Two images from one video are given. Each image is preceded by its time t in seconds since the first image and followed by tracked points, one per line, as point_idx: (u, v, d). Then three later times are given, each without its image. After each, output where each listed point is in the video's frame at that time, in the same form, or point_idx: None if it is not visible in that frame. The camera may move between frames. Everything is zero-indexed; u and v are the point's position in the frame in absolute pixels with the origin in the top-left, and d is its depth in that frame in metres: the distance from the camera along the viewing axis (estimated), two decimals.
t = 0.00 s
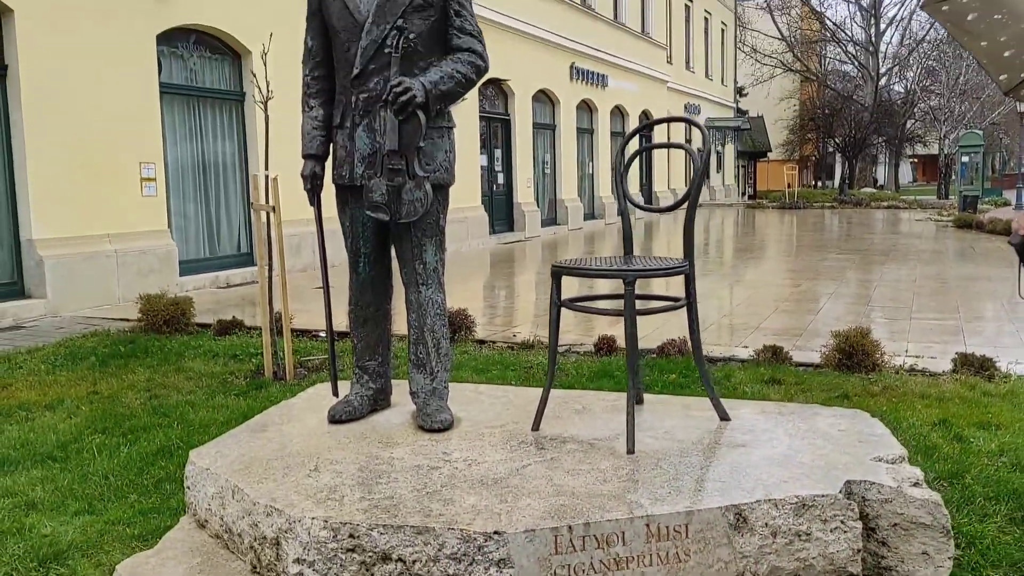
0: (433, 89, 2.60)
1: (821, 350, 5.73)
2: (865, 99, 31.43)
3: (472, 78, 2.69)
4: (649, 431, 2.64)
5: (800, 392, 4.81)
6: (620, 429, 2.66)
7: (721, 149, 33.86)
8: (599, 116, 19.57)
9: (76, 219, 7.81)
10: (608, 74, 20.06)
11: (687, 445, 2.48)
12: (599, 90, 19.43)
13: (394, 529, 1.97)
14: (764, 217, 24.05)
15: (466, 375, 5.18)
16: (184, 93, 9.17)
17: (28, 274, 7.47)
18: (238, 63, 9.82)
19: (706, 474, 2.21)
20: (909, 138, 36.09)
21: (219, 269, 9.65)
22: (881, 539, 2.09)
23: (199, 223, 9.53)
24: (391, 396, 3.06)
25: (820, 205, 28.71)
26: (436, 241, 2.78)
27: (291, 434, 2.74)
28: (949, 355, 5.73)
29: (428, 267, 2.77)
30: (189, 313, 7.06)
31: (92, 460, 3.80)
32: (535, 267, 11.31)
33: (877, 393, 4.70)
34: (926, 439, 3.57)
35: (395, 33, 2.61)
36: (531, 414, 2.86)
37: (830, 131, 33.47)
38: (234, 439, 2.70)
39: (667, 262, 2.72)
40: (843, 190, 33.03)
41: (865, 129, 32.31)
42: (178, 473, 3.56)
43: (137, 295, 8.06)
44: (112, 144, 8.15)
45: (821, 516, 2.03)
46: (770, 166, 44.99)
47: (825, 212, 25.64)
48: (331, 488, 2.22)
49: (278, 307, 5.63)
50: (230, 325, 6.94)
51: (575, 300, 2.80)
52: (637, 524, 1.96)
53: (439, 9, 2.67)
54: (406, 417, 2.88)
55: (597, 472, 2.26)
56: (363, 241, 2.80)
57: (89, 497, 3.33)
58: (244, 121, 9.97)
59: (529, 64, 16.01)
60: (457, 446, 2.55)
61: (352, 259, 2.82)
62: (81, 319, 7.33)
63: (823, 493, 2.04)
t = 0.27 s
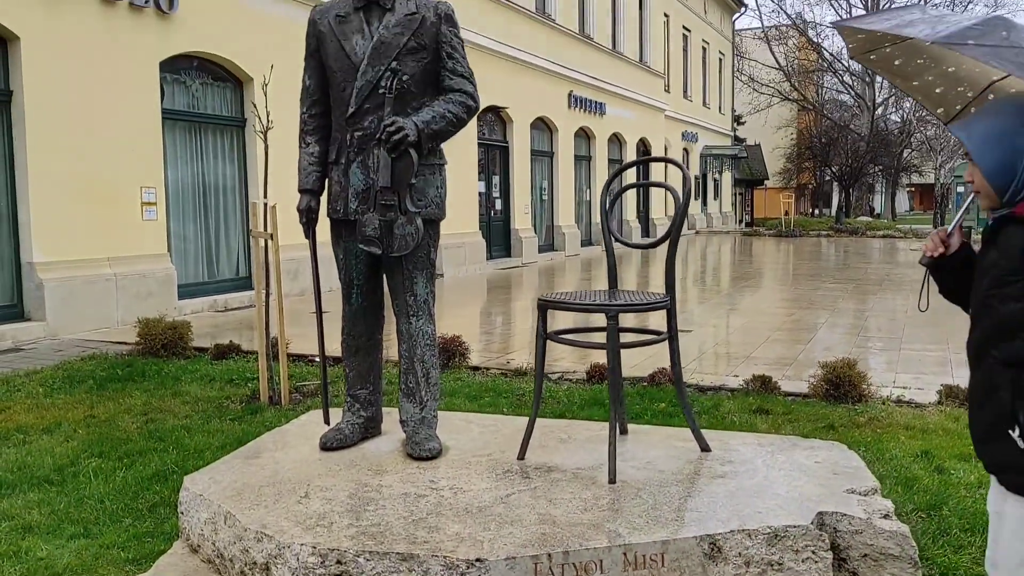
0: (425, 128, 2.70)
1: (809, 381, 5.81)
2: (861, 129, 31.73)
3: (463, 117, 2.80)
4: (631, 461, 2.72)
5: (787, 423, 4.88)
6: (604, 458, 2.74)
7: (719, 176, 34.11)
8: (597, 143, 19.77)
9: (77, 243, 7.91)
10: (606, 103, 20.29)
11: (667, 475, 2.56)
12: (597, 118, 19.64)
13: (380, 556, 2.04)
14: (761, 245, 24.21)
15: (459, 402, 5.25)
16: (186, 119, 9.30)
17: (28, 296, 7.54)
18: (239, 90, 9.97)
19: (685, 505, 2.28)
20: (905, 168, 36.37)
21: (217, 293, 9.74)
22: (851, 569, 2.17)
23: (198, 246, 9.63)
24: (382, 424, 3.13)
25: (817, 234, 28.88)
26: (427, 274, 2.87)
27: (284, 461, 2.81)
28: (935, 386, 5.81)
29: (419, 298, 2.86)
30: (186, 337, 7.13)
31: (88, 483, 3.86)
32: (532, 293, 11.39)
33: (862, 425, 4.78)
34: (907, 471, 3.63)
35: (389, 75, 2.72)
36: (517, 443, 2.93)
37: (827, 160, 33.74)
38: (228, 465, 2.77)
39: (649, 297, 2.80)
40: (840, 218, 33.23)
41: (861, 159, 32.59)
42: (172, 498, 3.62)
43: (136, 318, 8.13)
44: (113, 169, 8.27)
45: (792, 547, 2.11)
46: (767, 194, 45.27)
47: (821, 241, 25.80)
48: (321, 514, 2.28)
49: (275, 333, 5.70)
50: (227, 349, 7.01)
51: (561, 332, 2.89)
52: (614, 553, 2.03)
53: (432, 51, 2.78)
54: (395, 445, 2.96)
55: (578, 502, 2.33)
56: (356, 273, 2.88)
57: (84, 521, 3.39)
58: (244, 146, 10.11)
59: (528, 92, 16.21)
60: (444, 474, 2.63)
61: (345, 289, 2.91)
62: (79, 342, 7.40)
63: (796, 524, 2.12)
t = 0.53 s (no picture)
0: (419, 141, 2.76)
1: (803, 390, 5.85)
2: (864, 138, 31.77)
3: (457, 130, 2.86)
4: (619, 469, 2.77)
5: (779, 432, 4.93)
6: (592, 466, 2.79)
7: (721, 183, 34.15)
8: (599, 150, 19.84)
9: (79, 246, 7.98)
10: (608, 109, 20.35)
11: (653, 484, 2.61)
12: (599, 125, 19.70)
13: (368, 560, 2.08)
14: (762, 253, 24.25)
15: (454, 407, 5.31)
16: (189, 123, 9.37)
17: (30, 298, 7.60)
18: (242, 94, 10.04)
19: (668, 514, 2.33)
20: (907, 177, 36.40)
21: (218, 296, 9.81)
22: None
23: (199, 250, 9.69)
24: (375, 430, 3.19)
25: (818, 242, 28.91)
26: (420, 283, 2.92)
27: (278, 465, 2.86)
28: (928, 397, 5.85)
29: (413, 307, 2.91)
30: (186, 340, 7.19)
31: (87, 485, 3.92)
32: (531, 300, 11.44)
33: (854, 434, 4.82)
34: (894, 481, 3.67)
35: (385, 88, 2.78)
36: (508, 450, 2.99)
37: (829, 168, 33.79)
38: (223, 469, 2.82)
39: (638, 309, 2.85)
40: (841, 227, 33.26)
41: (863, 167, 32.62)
42: (168, 500, 3.68)
43: (137, 321, 8.19)
44: (116, 173, 8.34)
45: (772, 555, 2.16)
46: (770, 202, 45.31)
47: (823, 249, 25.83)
48: (312, 519, 2.33)
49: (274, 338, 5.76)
50: (226, 352, 7.07)
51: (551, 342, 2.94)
52: (597, 559, 2.08)
53: (428, 65, 2.84)
54: (388, 450, 3.01)
55: (565, 509, 2.38)
56: (351, 282, 2.93)
57: (81, 522, 3.44)
58: (246, 150, 10.18)
59: (530, 98, 16.28)
60: (434, 480, 2.68)
61: (340, 297, 2.96)
62: (80, 344, 7.46)
63: (775, 533, 2.17)
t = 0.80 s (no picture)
0: (413, 144, 2.80)
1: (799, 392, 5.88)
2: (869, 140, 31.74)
3: (450, 133, 2.90)
4: (606, 469, 2.82)
5: (773, 433, 4.96)
6: (580, 465, 2.83)
7: (725, 185, 34.15)
8: (603, 150, 19.87)
9: (82, 244, 8.05)
10: (613, 110, 20.38)
11: (639, 483, 2.65)
12: (602, 125, 19.73)
13: (356, 555, 2.13)
14: (766, 254, 24.26)
15: (450, 406, 5.35)
16: (192, 122, 9.43)
17: (34, 295, 7.67)
18: (246, 94, 10.10)
19: (652, 513, 2.38)
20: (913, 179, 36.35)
21: (221, 294, 9.88)
22: None
23: (203, 249, 9.76)
24: (369, 428, 3.23)
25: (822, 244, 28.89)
26: (413, 284, 2.97)
27: (273, 462, 2.92)
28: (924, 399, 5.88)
29: (406, 308, 2.96)
30: (188, 338, 7.25)
31: (86, 481, 3.97)
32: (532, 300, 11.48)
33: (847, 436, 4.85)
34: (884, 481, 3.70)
35: (379, 93, 2.83)
36: (498, 449, 3.03)
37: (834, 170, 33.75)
38: (218, 466, 2.87)
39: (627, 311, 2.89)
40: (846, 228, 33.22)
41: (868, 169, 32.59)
42: (166, 496, 3.73)
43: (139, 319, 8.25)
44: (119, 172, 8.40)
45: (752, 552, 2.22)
46: (775, 203, 45.28)
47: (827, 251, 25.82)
48: (302, 515, 2.38)
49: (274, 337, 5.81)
50: (228, 350, 7.13)
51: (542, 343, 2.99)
52: (580, 556, 2.13)
53: (422, 70, 2.89)
54: (381, 448, 3.06)
55: (551, 507, 2.43)
56: (345, 282, 2.98)
57: (80, 517, 3.50)
58: (249, 150, 10.25)
59: (533, 99, 16.32)
60: (424, 478, 2.73)
61: (335, 297, 3.01)
62: (83, 342, 7.52)
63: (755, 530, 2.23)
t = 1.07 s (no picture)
0: (406, 146, 2.87)
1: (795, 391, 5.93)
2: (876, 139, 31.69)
3: (443, 135, 2.98)
4: (593, 463, 2.88)
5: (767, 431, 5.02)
6: (568, 460, 2.90)
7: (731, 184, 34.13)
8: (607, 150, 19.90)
9: (88, 243, 8.14)
10: (617, 109, 20.42)
11: (624, 478, 2.72)
12: (607, 125, 19.77)
13: (345, 544, 2.20)
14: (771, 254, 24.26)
15: (449, 403, 5.42)
16: (197, 121, 9.52)
17: (41, 293, 7.77)
18: (251, 93, 10.19)
19: (635, 505, 2.45)
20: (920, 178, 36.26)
21: (226, 292, 9.98)
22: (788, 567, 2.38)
23: (208, 247, 9.85)
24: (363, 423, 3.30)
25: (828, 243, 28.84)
26: (406, 282, 3.04)
27: (270, 455, 3.00)
28: (920, 399, 5.91)
29: (399, 305, 3.03)
30: (192, 335, 7.34)
31: (90, 474, 4.06)
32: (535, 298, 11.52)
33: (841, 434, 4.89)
34: (872, 477, 3.75)
35: (373, 95, 2.90)
36: (489, 444, 3.10)
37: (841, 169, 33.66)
38: (217, 458, 2.95)
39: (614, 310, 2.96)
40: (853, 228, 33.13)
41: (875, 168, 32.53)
42: (167, 489, 3.82)
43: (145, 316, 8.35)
44: (125, 172, 8.50)
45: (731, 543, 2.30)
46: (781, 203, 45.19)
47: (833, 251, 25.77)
48: (295, 506, 2.45)
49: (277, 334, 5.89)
50: (231, 348, 7.22)
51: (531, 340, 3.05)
52: (562, 546, 2.20)
53: (415, 73, 2.96)
54: (375, 443, 3.13)
55: (537, 500, 2.49)
56: (340, 281, 3.06)
57: (83, 509, 3.58)
58: (254, 149, 10.33)
59: (538, 98, 16.37)
60: (416, 471, 2.80)
61: (330, 296, 3.08)
62: (88, 339, 7.62)
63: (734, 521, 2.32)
